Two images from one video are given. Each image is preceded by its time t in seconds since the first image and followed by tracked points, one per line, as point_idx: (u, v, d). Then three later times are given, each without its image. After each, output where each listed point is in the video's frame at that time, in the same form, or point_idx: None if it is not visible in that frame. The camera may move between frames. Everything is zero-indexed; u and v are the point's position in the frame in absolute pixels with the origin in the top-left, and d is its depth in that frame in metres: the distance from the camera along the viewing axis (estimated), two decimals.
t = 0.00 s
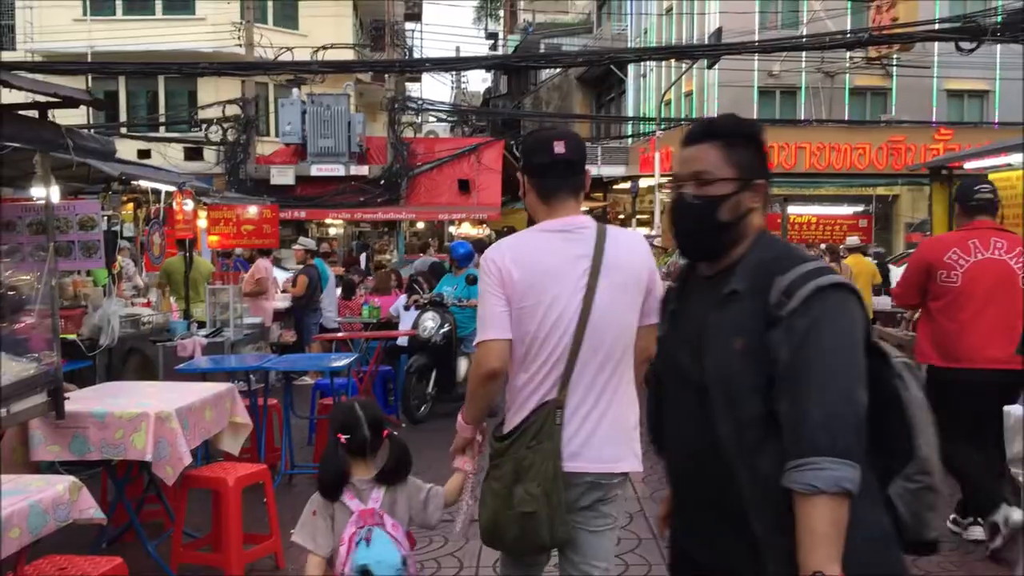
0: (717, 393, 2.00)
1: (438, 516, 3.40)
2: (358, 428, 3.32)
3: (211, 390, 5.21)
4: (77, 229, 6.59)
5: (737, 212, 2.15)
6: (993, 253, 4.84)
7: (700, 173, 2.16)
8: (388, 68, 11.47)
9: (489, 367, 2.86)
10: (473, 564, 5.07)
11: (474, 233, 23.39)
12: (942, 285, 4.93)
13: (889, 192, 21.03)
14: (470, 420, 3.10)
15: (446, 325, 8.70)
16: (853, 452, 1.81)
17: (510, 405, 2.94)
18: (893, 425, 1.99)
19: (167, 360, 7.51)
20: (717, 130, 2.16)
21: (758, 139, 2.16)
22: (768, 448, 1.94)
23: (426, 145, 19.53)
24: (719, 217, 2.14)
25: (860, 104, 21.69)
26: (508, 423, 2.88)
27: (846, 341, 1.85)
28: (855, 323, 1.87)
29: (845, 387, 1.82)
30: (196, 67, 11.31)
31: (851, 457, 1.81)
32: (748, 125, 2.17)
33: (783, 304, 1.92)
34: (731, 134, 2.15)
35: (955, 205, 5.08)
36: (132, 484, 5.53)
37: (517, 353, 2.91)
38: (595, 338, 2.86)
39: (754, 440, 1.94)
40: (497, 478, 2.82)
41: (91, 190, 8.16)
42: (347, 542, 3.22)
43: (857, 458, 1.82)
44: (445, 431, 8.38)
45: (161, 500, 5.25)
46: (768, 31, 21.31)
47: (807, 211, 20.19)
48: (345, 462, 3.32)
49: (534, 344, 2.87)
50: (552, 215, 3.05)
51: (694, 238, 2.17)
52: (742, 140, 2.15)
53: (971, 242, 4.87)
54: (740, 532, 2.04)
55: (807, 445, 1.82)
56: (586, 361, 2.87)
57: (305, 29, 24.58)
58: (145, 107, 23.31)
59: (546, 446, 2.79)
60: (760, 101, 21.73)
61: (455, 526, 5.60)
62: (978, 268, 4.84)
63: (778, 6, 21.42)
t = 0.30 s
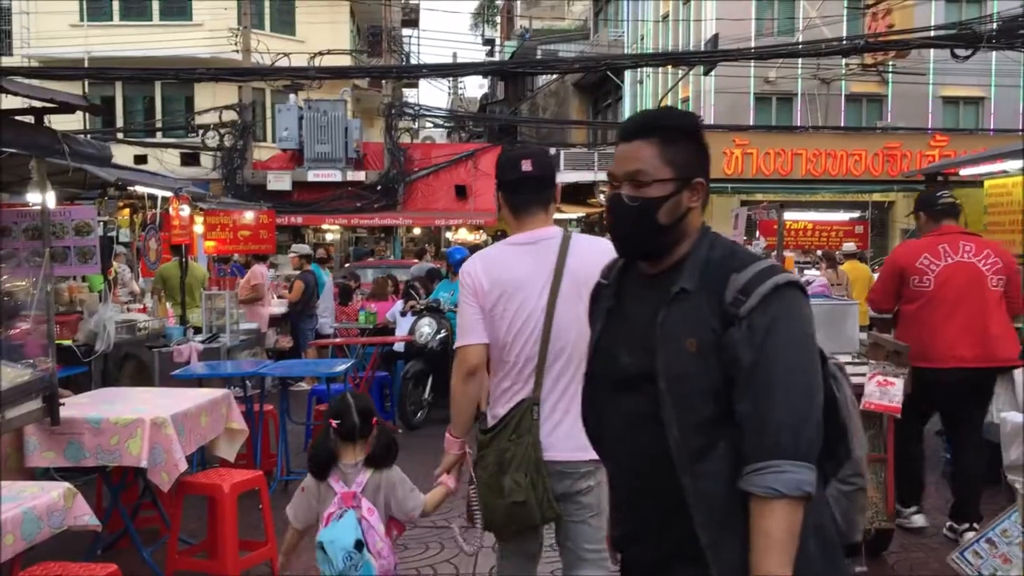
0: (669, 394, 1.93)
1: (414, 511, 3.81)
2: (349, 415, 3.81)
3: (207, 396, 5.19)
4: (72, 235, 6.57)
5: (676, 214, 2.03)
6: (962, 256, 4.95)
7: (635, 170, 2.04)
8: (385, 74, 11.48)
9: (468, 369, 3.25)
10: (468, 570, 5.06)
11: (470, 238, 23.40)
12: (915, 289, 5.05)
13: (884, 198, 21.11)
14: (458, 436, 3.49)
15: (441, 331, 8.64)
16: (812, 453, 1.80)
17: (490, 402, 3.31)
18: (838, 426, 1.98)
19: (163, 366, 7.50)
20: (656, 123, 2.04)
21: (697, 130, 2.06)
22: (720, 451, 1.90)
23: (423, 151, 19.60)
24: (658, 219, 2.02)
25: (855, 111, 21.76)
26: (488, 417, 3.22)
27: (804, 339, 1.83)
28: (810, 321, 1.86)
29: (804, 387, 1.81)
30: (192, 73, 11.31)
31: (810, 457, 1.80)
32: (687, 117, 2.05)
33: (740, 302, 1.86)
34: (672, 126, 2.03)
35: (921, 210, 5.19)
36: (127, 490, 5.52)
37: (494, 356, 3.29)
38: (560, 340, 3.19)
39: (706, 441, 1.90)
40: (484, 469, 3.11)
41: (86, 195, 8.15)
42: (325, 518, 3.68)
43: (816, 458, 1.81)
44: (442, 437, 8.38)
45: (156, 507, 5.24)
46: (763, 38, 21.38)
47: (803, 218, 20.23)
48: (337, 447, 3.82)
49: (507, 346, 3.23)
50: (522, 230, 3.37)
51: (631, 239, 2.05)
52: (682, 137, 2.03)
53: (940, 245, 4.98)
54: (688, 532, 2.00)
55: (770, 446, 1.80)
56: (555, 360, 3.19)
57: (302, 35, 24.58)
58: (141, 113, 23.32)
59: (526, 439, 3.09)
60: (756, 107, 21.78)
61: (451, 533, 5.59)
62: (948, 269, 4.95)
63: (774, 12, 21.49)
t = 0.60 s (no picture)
0: (639, 418, 1.86)
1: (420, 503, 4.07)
2: (361, 414, 4.10)
3: (205, 401, 5.19)
4: (71, 240, 6.58)
5: (658, 222, 1.99)
6: (919, 268, 5.20)
7: (620, 175, 1.99)
8: (384, 80, 11.49)
9: (467, 356, 3.59)
10: None
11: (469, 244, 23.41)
12: (878, 302, 5.32)
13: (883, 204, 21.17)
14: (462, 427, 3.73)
15: (441, 336, 8.70)
16: (787, 496, 1.73)
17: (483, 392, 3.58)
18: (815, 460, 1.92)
19: (161, 372, 7.45)
20: (646, 123, 1.98)
21: (689, 137, 2.00)
22: (687, 481, 1.84)
23: (421, 157, 19.68)
24: (636, 228, 1.98)
25: (853, 117, 21.82)
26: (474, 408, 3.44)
27: (785, 374, 1.76)
28: (792, 352, 1.79)
29: (783, 423, 1.74)
30: (191, 78, 11.32)
31: (785, 498, 1.72)
32: (681, 120, 1.99)
33: (719, 327, 1.79)
34: (664, 131, 1.98)
35: (875, 223, 5.41)
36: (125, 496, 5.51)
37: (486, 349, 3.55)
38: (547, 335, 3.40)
39: (674, 468, 1.84)
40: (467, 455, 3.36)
41: (86, 201, 8.16)
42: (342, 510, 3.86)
43: (791, 501, 1.73)
44: (440, 443, 8.37)
45: (154, 512, 5.23)
46: (761, 44, 21.45)
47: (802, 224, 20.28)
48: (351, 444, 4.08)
49: (495, 341, 3.49)
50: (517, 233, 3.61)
51: (608, 246, 2.01)
52: (671, 140, 1.98)
53: (897, 260, 5.22)
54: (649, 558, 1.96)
55: (742, 485, 1.72)
56: (537, 354, 3.38)
57: (301, 41, 24.60)
58: (140, 118, 23.34)
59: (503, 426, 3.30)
60: (754, 113, 21.84)
61: (449, 539, 5.58)
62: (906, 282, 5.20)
63: (772, 19, 21.53)
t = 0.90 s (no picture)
0: (578, 430, 1.79)
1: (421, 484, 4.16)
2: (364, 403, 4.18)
3: (202, 406, 5.17)
4: (67, 244, 6.56)
5: (607, 226, 1.91)
6: (891, 267, 5.44)
7: (565, 178, 1.92)
8: (381, 84, 11.47)
9: (487, 346, 4.40)
10: None
11: (466, 247, 23.40)
12: (851, 299, 5.50)
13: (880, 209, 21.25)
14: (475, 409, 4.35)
15: (438, 340, 8.67)
16: (730, 515, 1.63)
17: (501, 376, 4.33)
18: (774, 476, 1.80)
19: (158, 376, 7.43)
20: (594, 121, 1.89)
21: (643, 138, 1.92)
22: (629, 498, 1.75)
23: (418, 161, 19.72)
24: (581, 232, 1.91)
25: (850, 121, 21.84)
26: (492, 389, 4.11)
27: (727, 384, 1.67)
28: (738, 361, 1.69)
29: (727, 436, 1.64)
30: (189, 82, 11.29)
31: (728, 517, 1.63)
32: (632, 118, 1.90)
33: (657, 335, 1.72)
34: (614, 130, 1.89)
35: (844, 223, 5.57)
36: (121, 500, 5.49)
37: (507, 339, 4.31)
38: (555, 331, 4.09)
39: (616, 484, 1.75)
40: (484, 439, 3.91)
41: (82, 204, 8.14)
42: (348, 491, 4.02)
43: (735, 519, 1.64)
44: (438, 447, 8.36)
45: (150, 516, 5.22)
46: (759, 48, 21.46)
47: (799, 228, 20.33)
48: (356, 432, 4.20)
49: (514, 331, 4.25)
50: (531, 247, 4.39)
51: (555, 248, 1.95)
52: (622, 139, 1.90)
53: (869, 259, 5.43)
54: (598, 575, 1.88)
55: (681, 503, 1.64)
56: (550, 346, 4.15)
57: (299, 44, 24.56)
58: (137, 122, 23.31)
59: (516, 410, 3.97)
60: (751, 117, 21.84)
61: (447, 544, 5.57)
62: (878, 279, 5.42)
63: (769, 23, 21.62)
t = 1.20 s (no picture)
0: (461, 442, 1.63)
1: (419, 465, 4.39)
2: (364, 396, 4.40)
3: (195, 409, 5.16)
4: (61, 246, 6.54)
5: (493, 235, 1.77)
6: (863, 271, 5.57)
7: (450, 186, 1.79)
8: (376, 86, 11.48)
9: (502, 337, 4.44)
10: None
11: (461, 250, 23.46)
12: (827, 303, 5.59)
13: (874, 211, 21.41)
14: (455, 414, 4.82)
15: (433, 342, 8.48)
16: (616, 520, 1.46)
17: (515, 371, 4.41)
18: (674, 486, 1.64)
19: (152, 378, 7.51)
20: (478, 132, 1.79)
21: (531, 144, 1.79)
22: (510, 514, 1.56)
23: (413, 164, 19.86)
24: (466, 242, 1.77)
25: (844, 124, 21.93)
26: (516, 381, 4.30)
27: (607, 388, 1.50)
28: (619, 365, 1.53)
29: (607, 440, 1.47)
30: (183, 84, 11.29)
31: (612, 523, 1.45)
32: (519, 127, 1.78)
33: (531, 339, 1.56)
34: (498, 140, 1.78)
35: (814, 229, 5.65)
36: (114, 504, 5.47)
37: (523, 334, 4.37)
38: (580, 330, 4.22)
39: (496, 498, 1.57)
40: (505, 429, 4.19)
41: (76, 207, 8.12)
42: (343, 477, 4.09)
43: (624, 524, 1.47)
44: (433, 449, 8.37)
45: (143, 520, 5.20)
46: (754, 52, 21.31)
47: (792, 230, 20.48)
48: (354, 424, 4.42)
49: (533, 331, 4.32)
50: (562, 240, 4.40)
51: (446, 261, 1.81)
52: (509, 146, 1.78)
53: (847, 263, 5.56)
54: None
55: (562, 508, 1.46)
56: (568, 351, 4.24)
57: (294, 47, 24.61)
58: (132, 125, 23.29)
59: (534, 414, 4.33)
60: (746, 120, 21.91)
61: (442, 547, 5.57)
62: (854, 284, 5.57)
63: (763, 26, 21.70)
